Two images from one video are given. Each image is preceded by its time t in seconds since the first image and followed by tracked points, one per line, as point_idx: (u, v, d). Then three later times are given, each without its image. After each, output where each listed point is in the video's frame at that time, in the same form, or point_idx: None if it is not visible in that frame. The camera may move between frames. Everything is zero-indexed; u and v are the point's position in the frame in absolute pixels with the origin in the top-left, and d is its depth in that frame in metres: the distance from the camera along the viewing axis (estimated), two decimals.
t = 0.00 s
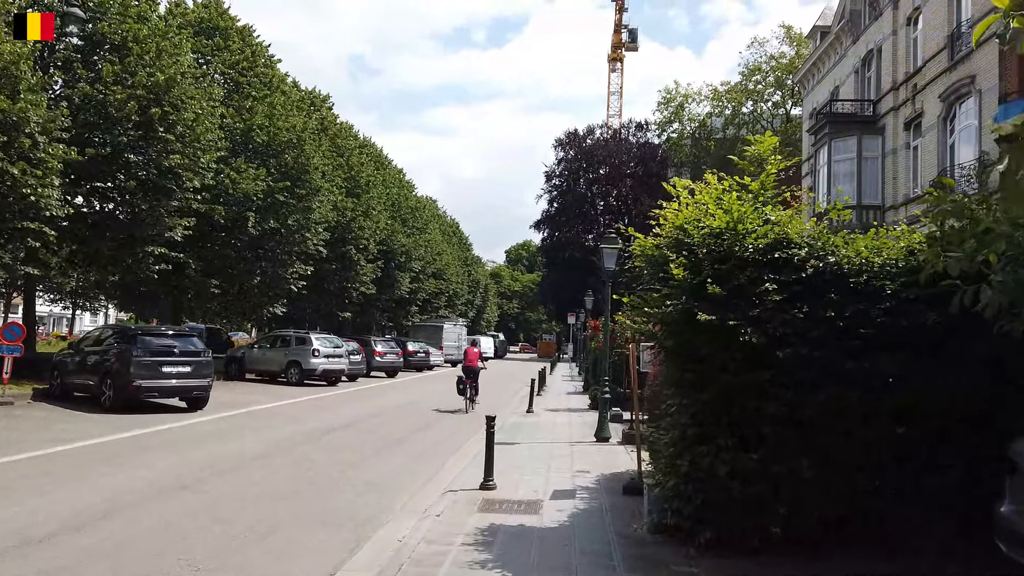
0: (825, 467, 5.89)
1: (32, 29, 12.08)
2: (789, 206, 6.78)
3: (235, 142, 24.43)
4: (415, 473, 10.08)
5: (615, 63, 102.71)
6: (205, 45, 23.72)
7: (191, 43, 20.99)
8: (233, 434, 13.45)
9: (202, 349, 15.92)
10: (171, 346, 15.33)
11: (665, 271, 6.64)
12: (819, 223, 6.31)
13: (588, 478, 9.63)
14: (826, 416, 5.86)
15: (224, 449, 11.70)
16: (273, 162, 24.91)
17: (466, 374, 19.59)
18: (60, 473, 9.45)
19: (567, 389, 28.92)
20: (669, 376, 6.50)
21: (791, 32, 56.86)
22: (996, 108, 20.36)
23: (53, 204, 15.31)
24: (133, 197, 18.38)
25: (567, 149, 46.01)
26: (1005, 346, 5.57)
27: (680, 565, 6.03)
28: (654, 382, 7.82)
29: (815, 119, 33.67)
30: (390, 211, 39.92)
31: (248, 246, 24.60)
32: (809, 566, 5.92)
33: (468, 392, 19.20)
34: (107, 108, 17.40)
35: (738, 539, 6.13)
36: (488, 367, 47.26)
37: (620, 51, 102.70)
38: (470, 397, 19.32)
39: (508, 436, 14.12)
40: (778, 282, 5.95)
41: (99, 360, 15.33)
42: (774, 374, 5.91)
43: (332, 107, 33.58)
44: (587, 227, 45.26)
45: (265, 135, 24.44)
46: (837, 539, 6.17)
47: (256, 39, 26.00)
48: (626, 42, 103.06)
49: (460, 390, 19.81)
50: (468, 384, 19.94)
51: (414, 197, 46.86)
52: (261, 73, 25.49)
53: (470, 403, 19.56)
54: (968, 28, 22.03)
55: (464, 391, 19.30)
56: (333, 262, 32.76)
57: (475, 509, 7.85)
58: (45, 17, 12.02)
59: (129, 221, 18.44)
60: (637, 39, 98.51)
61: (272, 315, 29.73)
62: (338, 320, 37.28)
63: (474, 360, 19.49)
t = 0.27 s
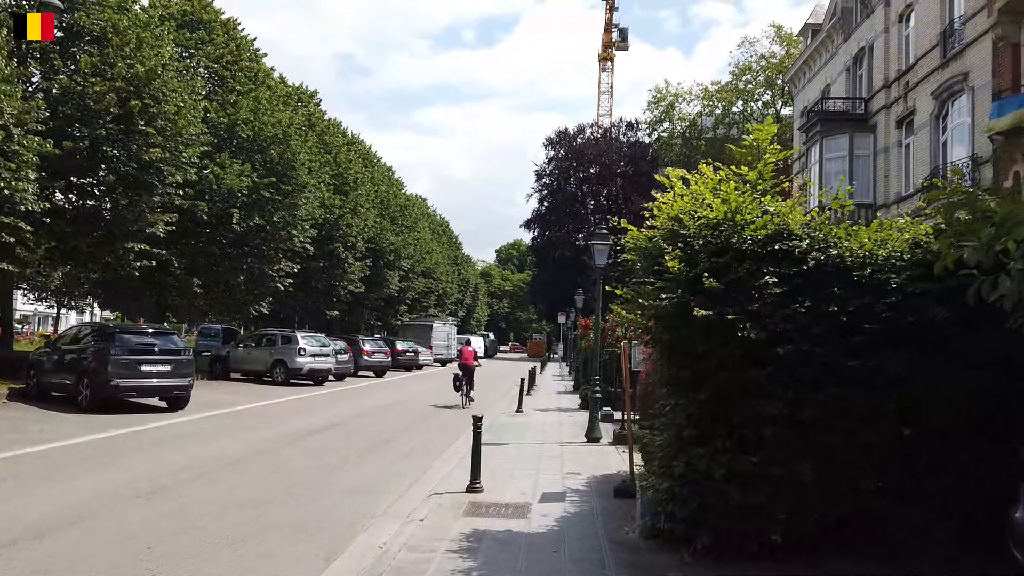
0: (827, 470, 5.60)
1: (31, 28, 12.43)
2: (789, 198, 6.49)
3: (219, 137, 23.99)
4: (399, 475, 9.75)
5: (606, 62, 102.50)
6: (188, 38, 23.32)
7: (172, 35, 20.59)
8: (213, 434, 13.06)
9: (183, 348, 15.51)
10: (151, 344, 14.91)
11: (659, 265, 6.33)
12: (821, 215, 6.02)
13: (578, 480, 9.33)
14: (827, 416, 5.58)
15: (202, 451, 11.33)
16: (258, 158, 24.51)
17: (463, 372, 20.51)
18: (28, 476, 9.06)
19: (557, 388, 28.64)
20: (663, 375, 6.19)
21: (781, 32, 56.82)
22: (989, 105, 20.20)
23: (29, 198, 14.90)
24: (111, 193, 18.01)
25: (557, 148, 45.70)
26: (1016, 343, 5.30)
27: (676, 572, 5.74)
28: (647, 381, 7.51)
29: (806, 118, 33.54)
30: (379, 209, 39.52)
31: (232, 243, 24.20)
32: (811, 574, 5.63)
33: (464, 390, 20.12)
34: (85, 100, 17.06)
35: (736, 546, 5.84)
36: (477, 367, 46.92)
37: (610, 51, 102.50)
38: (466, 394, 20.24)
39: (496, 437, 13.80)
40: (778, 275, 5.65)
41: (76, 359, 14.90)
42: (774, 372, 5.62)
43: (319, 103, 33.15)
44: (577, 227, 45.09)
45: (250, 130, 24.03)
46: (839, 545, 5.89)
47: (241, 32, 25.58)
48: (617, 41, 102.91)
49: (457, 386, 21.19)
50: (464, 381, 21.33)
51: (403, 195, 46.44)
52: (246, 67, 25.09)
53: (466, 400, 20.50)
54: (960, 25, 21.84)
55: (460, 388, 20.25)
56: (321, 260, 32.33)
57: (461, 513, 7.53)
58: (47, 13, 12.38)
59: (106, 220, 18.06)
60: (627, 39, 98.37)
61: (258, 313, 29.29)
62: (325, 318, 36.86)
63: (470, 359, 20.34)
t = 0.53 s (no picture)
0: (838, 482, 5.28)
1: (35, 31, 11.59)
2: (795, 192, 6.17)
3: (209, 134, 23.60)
4: (389, 483, 9.39)
5: (603, 60, 102.17)
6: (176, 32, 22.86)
7: (161, 31, 20.24)
8: (200, 438, 12.71)
9: (170, 349, 15.15)
10: (137, 346, 14.56)
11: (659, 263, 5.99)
12: (830, 210, 5.70)
13: (574, 487, 8.98)
14: (839, 424, 5.26)
15: (186, 456, 10.98)
16: (249, 156, 24.14)
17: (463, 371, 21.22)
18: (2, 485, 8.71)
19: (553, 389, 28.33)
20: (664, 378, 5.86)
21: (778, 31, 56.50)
22: (991, 103, 19.90)
23: (11, 195, 14.52)
24: (98, 191, 17.92)
25: (553, 147, 45.33)
26: None
27: None
28: (648, 383, 7.18)
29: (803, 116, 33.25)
30: (373, 208, 39.10)
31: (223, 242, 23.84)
32: None
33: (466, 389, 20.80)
34: (71, 96, 16.73)
35: (742, 561, 5.51)
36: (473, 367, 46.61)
37: (606, 49, 102.19)
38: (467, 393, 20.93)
39: (491, 440, 13.46)
40: (788, 274, 5.32)
41: (59, 360, 14.53)
42: (783, 378, 5.29)
43: (313, 101, 32.77)
44: (574, 226, 44.89)
45: (241, 127, 23.61)
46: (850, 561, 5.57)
47: (232, 28, 25.21)
48: (613, 40, 102.37)
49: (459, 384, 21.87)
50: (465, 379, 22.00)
51: (398, 193, 46.06)
52: (236, 63, 24.71)
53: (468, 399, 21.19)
54: (962, 21, 21.50)
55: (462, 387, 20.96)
56: (314, 259, 31.95)
57: (451, 524, 7.19)
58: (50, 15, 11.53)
59: (93, 219, 18.17)
60: (624, 37, 98.09)
61: (250, 313, 28.94)
62: (319, 318, 36.45)
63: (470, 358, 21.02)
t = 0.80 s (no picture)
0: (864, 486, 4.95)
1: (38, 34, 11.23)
2: (814, 182, 5.85)
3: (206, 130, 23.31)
4: (386, 486, 9.07)
5: (603, 60, 101.86)
6: (172, 26, 22.53)
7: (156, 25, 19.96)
8: (193, 439, 12.39)
9: (164, 348, 14.84)
10: (130, 344, 14.26)
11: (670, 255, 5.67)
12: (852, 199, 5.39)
13: (578, 490, 8.65)
14: (865, 425, 4.93)
15: (178, 457, 10.66)
16: (246, 152, 23.85)
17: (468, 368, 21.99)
18: None
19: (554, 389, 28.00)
20: (677, 376, 5.54)
21: (780, 29, 56.20)
22: (1000, 98, 19.59)
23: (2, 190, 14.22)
24: (93, 188, 17.64)
25: (554, 146, 45.01)
26: None
27: None
28: (658, 382, 6.86)
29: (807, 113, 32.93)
30: (373, 206, 38.79)
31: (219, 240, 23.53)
32: None
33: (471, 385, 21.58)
34: (63, 89, 16.44)
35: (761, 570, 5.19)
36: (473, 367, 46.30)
37: (607, 49, 101.97)
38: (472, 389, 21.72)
39: (492, 441, 13.13)
40: (809, 266, 5.01)
41: (50, 359, 14.22)
42: (804, 377, 4.97)
43: (311, 98, 32.47)
44: (575, 225, 44.57)
45: (238, 123, 23.29)
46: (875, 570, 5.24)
47: (229, 23, 24.94)
48: (613, 40, 102.10)
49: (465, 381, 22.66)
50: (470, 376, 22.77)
51: (398, 192, 45.75)
52: (233, 58, 24.40)
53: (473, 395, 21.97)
54: (969, 15, 21.18)
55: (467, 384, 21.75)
56: (313, 258, 31.64)
57: (450, 530, 6.87)
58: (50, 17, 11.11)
59: (88, 217, 17.90)
60: (624, 37, 97.83)
61: (248, 312, 28.63)
62: (317, 317, 36.13)
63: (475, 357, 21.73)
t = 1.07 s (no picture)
0: (891, 500, 4.61)
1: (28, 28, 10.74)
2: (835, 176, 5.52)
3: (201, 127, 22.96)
4: (381, 493, 8.73)
5: (603, 59, 101.61)
6: (166, 21, 22.23)
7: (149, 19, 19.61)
8: (184, 443, 12.03)
9: (155, 348, 14.49)
10: (120, 345, 13.91)
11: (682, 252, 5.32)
12: (878, 192, 5.05)
13: (582, 497, 8.32)
14: (894, 434, 4.58)
15: (165, 462, 10.28)
16: (241, 149, 23.51)
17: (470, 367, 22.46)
18: None
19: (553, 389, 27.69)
20: (689, 382, 5.20)
21: (779, 28, 55.93)
22: (1007, 96, 19.29)
23: None
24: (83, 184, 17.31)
25: (553, 145, 44.69)
26: None
27: None
28: (667, 386, 6.50)
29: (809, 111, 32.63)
30: (370, 205, 38.45)
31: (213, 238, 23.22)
32: None
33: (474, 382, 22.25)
34: (53, 84, 16.11)
35: None
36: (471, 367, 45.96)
37: (606, 48, 101.83)
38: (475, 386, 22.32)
39: (492, 444, 12.80)
40: (834, 263, 4.66)
41: (38, 359, 13.86)
42: (829, 382, 4.62)
43: (308, 95, 32.14)
44: (573, 225, 44.23)
45: (233, 119, 22.94)
46: None
47: (225, 18, 24.61)
48: (613, 39, 101.66)
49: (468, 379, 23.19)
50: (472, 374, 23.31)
51: (395, 191, 45.39)
52: (229, 54, 24.08)
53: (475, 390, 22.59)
54: (975, 11, 20.87)
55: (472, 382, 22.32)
56: (310, 256, 31.29)
57: (447, 542, 6.54)
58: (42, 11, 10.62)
59: (78, 214, 17.62)
60: (624, 37, 97.58)
61: (244, 310, 28.29)
62: (313, 317, 35.76)
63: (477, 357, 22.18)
